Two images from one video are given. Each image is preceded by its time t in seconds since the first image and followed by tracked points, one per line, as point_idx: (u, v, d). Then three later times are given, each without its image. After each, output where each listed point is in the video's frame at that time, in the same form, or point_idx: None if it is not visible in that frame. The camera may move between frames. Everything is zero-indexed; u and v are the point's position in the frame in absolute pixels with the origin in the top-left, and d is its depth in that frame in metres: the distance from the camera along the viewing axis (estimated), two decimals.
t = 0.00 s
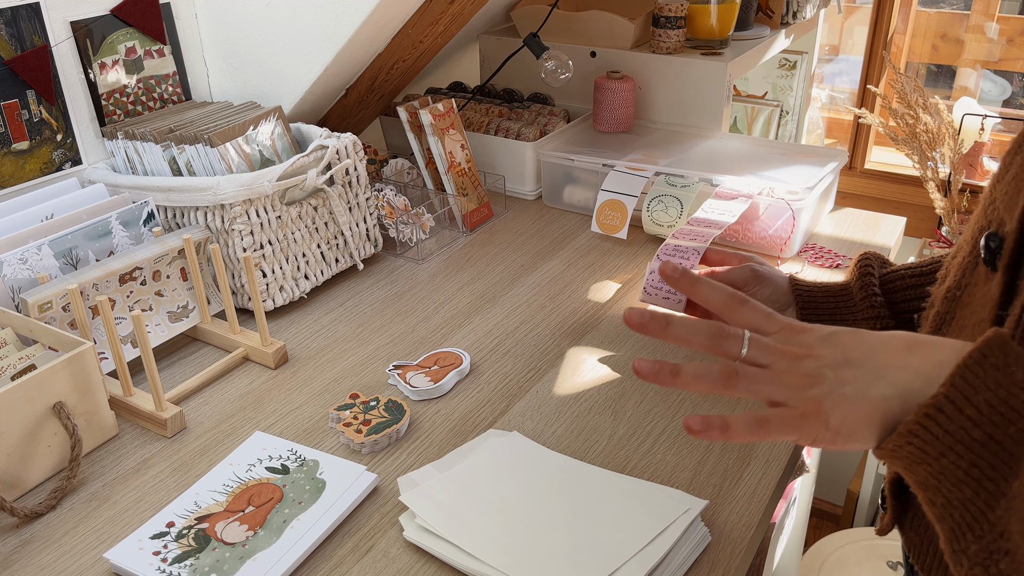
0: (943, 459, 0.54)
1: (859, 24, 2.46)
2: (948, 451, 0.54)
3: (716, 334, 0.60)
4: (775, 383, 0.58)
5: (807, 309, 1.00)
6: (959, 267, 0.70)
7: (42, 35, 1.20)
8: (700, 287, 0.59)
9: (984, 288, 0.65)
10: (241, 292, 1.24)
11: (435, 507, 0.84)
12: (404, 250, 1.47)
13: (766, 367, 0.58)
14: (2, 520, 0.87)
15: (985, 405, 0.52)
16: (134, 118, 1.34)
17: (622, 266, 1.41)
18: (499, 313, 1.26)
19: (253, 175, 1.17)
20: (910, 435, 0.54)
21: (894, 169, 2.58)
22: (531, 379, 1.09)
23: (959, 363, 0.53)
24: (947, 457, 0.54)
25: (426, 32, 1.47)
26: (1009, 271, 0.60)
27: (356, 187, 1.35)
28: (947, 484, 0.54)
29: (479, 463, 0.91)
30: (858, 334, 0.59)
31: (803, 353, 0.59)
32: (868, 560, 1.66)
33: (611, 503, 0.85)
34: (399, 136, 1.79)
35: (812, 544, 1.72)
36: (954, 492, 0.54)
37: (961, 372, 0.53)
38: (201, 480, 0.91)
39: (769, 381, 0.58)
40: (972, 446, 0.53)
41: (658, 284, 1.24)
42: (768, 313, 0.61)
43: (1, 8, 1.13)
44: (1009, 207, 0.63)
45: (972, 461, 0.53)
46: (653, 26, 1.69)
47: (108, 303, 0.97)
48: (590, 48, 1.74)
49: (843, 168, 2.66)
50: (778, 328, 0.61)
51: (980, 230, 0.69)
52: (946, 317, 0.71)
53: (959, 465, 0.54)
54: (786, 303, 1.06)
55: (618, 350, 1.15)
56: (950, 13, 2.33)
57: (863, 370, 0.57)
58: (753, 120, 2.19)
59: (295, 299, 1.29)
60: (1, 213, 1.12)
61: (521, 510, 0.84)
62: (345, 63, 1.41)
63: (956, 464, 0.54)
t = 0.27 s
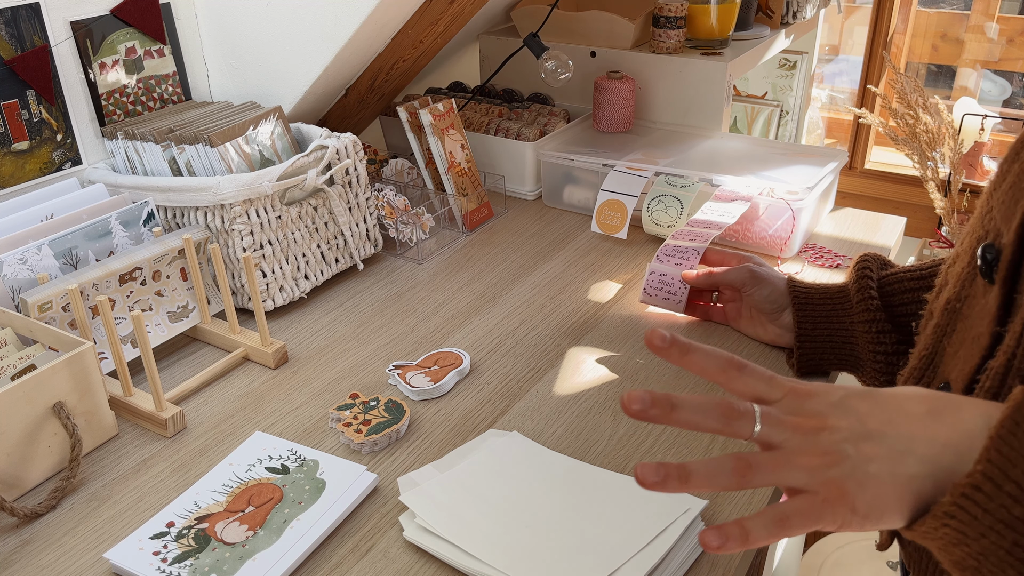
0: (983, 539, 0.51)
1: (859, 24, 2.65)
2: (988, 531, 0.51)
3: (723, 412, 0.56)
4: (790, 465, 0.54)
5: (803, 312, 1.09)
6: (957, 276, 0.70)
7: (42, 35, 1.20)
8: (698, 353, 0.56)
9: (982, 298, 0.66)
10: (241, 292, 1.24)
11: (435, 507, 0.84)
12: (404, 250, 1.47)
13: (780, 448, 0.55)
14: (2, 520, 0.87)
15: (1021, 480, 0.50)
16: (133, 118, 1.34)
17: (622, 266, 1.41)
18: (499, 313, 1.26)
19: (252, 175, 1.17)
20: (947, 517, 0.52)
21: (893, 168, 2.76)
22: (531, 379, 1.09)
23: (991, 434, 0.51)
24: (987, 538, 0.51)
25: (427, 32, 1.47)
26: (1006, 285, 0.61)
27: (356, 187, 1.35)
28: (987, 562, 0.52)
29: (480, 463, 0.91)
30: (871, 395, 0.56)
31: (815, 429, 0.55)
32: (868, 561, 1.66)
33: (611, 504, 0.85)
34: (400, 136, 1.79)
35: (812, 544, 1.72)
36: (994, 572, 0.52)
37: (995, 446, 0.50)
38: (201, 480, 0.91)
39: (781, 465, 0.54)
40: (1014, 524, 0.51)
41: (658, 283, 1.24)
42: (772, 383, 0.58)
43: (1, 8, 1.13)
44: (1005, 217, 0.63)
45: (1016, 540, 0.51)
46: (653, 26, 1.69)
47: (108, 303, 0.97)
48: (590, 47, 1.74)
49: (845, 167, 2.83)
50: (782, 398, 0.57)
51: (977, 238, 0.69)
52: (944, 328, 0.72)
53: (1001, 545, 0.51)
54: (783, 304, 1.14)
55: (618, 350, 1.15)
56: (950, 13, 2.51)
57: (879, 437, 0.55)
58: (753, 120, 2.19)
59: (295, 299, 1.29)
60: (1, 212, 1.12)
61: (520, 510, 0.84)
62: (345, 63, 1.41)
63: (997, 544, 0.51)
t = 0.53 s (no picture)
0: (991, 540, 0.53)
1: (858, 24, 2.70)
2: (995, 531, 0.52)
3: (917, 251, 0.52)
4: (923, 346, 0.52)
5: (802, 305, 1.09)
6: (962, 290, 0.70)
7: (42, 35, 1.20)
8: (909, 175, 0.51)
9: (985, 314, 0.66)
10: (241, 292, 1.24)
11: (435, 507, 0.84)
12: (404, 250, 1.47)
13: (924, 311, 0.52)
14: (2, 520, 0.87)
15: None
16: (134, 118, 1.34)
17: (622, 266, 1.41)
18: (499, 313, 1.26)
19: (252, 175, 1.17)
20: (954, 516, 0.53)
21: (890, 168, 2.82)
22: (531, 379, 1.09)
23: (998, 432, 0.52)
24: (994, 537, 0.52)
25: (427, 32, 1.47)
26: (1009, 301, 0.61)
27: (356, 187, 1.35)
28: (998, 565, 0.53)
29: (480, 463, 0.91)
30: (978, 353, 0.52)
31: (973, 322, 0.51)
32: (868, 560, 1.66)
33: (611, 504, 0.85)
34: (400, 136, 1.79)
35: (812, 544, 1.72)
36: None
37: (1001, 446, 0.51)
38: (201, 480, 0.91)
39: (908, 336, 0.53)
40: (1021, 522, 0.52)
41: (658, 284, 1.24)
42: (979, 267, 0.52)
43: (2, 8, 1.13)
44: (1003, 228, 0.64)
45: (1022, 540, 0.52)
46: (653, 26, 1.69)
47: (108, 303, 0.97)
48: (590, 48, 1.74)
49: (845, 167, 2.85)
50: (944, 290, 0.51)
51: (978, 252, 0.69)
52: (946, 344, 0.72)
53: (1008, 546, 0.52)
54: (781, 306, 1.14)
55: (618, 349, 1.15)
56: (950, 13, 2.58)
57: (985, 384, 0.53)
58: (753, 120, 2.19)
59: (295, 299, 1.29)
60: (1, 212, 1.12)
61: (521, 510, 0.84)
62: (345, 63, 1.41)
63: (1005, 546, 0.52)
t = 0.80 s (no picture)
0: (966, 528, 0.54)
1: (858, 25, 2.72)
2: (970, 519, 0.54)
3: (913, 242, 0.54)
4: (907, 334, 0.54)
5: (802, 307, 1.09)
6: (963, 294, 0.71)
7: (42, 35, 1.20)
8: (923, 162, 0.53)
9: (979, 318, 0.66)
10: (241, 292, 1.24)
11: (435, 507, 0.84)
12: (404, 250, 1.47)
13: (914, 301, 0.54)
14: (3, 520, 0.87)
15: (1002, 470, 0.52)
16: (134, 118, 1.34)
17: (622, 266, 1.41)
18: (499, 313, 1.26)
19: (252, 175, 1.17)
20: (930, 504, 0.55)
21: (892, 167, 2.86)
22: (531, 379, 1.09)
23: (974, 424, 0.53)
24: (970, 525, 0.54)
25: (426, 32, 1.47)
26: (998, 305, 0.62)
27: (356, 187, 1.35)
28: (976, 553, 0.54)
29: (479, 463, 0.91)
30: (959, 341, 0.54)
31: (957, 314, 0.54)
32: (868, 560, 1.66)
33: (611, 504, 0.85)
34: (400, 136, 1.79)
35: (812, 544, 1.72)
36: (981, 564, 0.54)
37: (976, 436, 0.52)
38: (201, 480, 0.91)
39: (893, 322, 0.55)
40: (995, 512, 0.53)
41: (660, 281, 1.24)
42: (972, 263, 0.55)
43: (1, 8, 1.13)
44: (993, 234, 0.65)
45: (997, 528, 0.53)
46: (653, 26, 1.69)
47: (108, 303, 0.97)
48: (590, 48, 1.74)
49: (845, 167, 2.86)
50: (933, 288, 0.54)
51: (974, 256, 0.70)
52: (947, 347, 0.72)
53: (983, 534, 0.53)
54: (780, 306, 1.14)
55: (618, 349, 1.16)
56: (950, 13, 2.62)
57: (967, 374, 0.54)
58: (753, 120, 2.19)
59: (295, 299, 1.29)
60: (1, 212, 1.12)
61: (521, 510, 0.84)
62: (345, 63, 1.41)
63: (980, 533, 0.54)
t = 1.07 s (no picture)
0: (902, 498, 0.58)
1: (858, 24, 2.74)
2: (905, 490, 0.58)
3: (845, 229, 0.58)
4: (843, 316, 0.58)
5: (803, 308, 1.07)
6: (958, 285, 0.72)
7: (42, 35, 1.20)
8: (872, 150, 0.57)
9: (966, 303, 0.67)
10: (241, 292, 1.24)
11: (435, 507, 0.84)
12: (404, 250, 1.47)
13: (850, 284, 0.58)
14: (2, 520, 0.87)
15: (936, 445, 0.56)
16: (133, 118, 1.34)
17: (622, 266, 1.41)
18: (499, 313, 1.26)
19: (252, 175, 1.17)
20: (869, 473, 0.59)
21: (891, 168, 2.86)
22: (531, 379, 1.09)
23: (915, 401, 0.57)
24: (907, 496, 0.58)
25: (426, 32, 1.47)
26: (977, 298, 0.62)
27: (356, 187, 1.35)
28: (912, 524, 0.58)
29: (479, 463, 0.91)
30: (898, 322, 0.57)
31: (893, 295, 0.57)
32: (868, 561, 1.66)
33: (611, 504, 0.85)
34: (399, 136, 1.79)
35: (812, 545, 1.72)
36: (915, 535, 0.58)
37: (914, 411, 0.57)
38: (201, 480, 0.91)
39: (832, 304, 0.58)
40: (930, 485, 0.57)
41: (660, 281, 1.24)
42: (911, 251, 0.58)
43: (1, 8, 1.13)
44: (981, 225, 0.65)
45: (930, 501, 0.57)
46: (653, 26, 1.69)
47: (108, 303, 0.97)
48: (590, 48, 1.74)
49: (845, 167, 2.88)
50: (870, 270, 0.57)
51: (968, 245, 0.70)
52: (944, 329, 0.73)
53: (918, 505, 0.58)
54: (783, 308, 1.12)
55: (618, 349, 1.15)
56: (950, 14, 2.61)
57: (907, 354, 0.57)
58: (753, 120, 2.19)
59: (295, 299, 1.29)
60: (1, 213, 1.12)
61: (521, 510, 0.84)
62: (345, 63, 1.41)
63: (915, 504, 0.58)
